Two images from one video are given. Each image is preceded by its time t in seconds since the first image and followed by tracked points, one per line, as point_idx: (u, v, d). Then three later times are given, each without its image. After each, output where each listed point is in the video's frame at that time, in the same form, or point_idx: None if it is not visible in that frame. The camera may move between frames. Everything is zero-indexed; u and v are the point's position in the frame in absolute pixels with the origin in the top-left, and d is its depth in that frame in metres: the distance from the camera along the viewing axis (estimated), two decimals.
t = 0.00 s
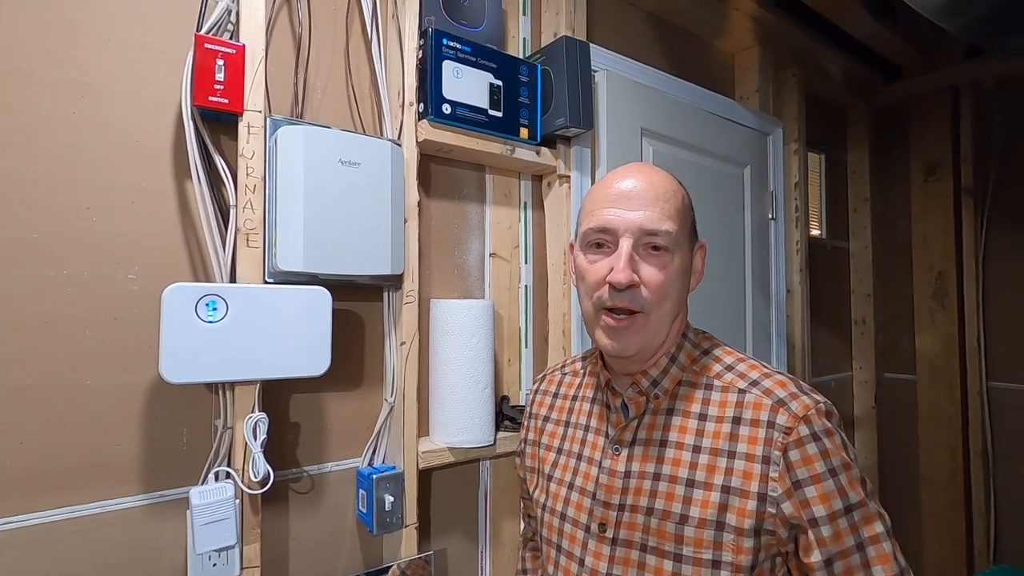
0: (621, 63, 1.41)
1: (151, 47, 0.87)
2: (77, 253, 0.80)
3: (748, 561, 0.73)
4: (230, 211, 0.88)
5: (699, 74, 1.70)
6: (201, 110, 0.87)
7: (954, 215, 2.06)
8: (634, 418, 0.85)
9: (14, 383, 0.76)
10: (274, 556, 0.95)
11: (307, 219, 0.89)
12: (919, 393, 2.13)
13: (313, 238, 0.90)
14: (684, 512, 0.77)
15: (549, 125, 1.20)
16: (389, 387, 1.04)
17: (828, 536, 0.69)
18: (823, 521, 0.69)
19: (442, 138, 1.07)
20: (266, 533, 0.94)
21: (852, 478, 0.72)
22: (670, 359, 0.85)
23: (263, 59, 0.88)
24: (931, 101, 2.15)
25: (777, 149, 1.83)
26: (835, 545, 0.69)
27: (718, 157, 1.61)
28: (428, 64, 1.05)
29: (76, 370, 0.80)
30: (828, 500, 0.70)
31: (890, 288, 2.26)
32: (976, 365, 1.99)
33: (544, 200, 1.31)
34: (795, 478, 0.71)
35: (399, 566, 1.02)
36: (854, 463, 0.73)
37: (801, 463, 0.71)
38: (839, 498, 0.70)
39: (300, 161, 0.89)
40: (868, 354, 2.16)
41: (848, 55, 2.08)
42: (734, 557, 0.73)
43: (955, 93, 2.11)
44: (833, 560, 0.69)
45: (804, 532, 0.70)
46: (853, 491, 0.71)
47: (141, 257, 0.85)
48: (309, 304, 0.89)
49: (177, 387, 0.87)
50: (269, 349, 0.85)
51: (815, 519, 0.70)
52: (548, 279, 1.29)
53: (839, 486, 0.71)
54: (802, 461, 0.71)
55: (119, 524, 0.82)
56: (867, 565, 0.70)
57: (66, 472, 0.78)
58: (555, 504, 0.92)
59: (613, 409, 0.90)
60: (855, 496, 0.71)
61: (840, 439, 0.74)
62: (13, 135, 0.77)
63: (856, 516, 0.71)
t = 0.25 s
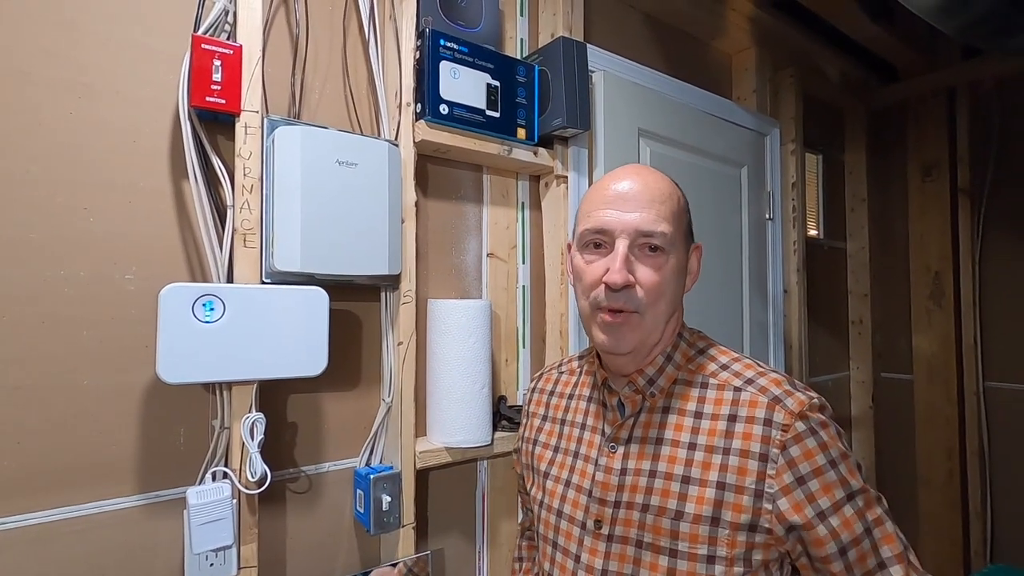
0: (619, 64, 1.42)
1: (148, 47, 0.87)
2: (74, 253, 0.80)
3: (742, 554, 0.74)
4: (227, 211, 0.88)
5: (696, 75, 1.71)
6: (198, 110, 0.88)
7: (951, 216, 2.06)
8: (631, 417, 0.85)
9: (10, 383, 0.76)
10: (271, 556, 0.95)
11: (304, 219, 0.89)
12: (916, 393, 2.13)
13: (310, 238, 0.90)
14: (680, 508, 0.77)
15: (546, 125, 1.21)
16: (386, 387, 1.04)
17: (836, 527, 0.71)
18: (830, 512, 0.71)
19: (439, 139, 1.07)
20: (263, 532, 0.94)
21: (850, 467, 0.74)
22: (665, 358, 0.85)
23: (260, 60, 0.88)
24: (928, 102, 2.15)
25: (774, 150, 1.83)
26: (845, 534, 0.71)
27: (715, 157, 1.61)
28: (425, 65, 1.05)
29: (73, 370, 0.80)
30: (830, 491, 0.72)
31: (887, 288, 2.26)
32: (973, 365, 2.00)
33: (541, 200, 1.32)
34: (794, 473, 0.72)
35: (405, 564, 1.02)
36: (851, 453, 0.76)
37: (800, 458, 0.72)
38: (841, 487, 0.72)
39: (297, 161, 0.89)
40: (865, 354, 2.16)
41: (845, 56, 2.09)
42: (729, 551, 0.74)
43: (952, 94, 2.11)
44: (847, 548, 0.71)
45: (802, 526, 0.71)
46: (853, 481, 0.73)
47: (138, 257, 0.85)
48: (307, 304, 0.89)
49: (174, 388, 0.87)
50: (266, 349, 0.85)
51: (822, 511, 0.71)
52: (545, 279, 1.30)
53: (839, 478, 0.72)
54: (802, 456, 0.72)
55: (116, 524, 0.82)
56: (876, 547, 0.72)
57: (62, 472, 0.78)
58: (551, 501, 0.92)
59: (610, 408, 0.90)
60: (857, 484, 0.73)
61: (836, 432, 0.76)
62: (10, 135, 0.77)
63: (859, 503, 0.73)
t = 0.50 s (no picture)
0: (619, 63, 1.42)
1: (150, 43, 0.87)
2: (74, 248, 0.80)
3: (743, 551, 0.74)
4: (227, 207, 0.88)
5: (696, 74, 1.71)
6: (199, 106, 0.88)
7: (949, 217, 2.06)
8: (633, 414, 0.86)
9: (10, 377, 0.76)
10: (269, 551, 0.95)
11: (304, 215, 0.89)
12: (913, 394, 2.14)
13: (310, 235, 0.90)
14: (681, 505, 0.77)
15: (547, 124, 1.21)
16: (385, 384, 1.04)
17: (835, 522, 0.72)
18: (829, 507, 0.72)
19: (440, 136, 1.07)
20: (261, 528, 0.94)
21: (850, 465, 0.75)
22: (668, 356, 0.86)
23: (262, 56, 0.88)
24: (928, 102, 2.14)
25: (773, 149, 1.83)
26: (844, 530, 0.72)
27: (716, 157, 1.61)
28: (426, 62, 1.05)
29: (73, 365, 0.80)
30: (830, 488, 0.73)
31: (885, 289, 2.26)
32: (970, 366, 2.00)
33: (541, 198, 1.32)
34: (795, 471, 0.73)
35: (397, 564, 1.02)
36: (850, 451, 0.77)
37: (802, 457, 0.73)
38: (840, 484, 0.73)
39: (298, 157, 0.89)
40: (864, 354, 2.16)
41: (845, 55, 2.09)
42: (729, 547, 0.74)
43: (952, 95, 2.11)
44: (847, 543, 0.72)
45: (802, 523, 0.72)
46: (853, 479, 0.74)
47: (138, 252, 0.85)
48: (306, 300, 0.89)
49: (173, 383, 0.87)
50: (266, 345, 0.85)
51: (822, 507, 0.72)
52: (545, 277, 1.30)
53: (838, 475, 0.74)
54: (804, 455, 0.73)
55: (115, 518, 0.82)
56: (875, 540, 0.73)
57: (62, 467, 0.79)
58: (551, 497, 0.92)
59: (612, 405, 0.90)
60: (856, 481, 0.75)
61: (835, 430, 0.77)
62: (11, 129, 0.77)
63: (858, 498, 0.74)
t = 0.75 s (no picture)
0: (619, 56, 1.41)
1: (146, 34, 0.87)
2: (71, 241, 0.80)
3: (745, 547, 0.74)
4: (225, 200, 0.88)
5: (696, 68, 1.70)
6: (196, 98, 0.87)
7: (948, 213, 2.06)
8: (636, 409, 0.85)
9: (7, 371, 0.76)
10: (268, 545, 0.95)
11: (303, 209, 0.89)
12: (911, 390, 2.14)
13: (309, 228, 0.90)
14: (683, 500, 0.77)
15: (546, 118, 1.20)
16: (383, 378, 1.04)
17: (833, 522, 0.72)
18: (827, 507, 0.72)
19: (438, 130, 1.07)
20: (260, 522, 0.94)
21: (852, 465, 0.75)
22: (673, 351, 0.85)
23: (259, 48, 0.88)
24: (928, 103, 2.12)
25: (773, 145, 1.83)
26: (839, 529, 0.72)
27: (715, 151, 1.61)
28: (425, 55, 1.04)
29: (70, 359, 0.80)
30: (830, 487, 0.72)
31: (884, 284, 2.27)
32: (968, 362, 2.01)
33: (540, 193, 1.31)
34: (797, 468, 0.73)
35: (387, 565, 1.03)
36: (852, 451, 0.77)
37: (803, 454, 0.73)
38: (841, 484, 0.73)
39: (296, 150, 0.89)
40: (862, 350, 2.17)
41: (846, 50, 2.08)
42: (731, 542, 0.74)
43: (952, 91, 2.10)
44: (842, 544, 0.72)
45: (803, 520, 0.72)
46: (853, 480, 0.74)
47: (135, 245, 0.85)
48: (304, 294, 0.89)
49: (171, 377, 0.87)
50: (265, 339, 0.85)
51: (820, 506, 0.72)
52: (544, 272, 1.30)
53: (839, 475, 0.73)
54: (806, 452, 0.73)
55: (114, 512, 0.82)
56: (870, 544, 0.73)
57: (59, 460, 0.78)
58: (552, 491, 0.92)
59: (615, 400, 0.90)
60: (856, 482, 0.74)
61: (838, 429, 0.77)
62: (6, 121, 0.76)
63: (857, 500, 0.74)
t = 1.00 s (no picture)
0: (617, 56, 1.41)
1: (143, 32, 0.87)
2: (68, 239, 0.80)
3: (742, 546, 0.74)
4: (222, 198, 0.88)
5: (694, 69, 1.70)
6: (193, 97, 0.87)
7: (944, 213, 2.07)
8: (636, 408, 0.86)
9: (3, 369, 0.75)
10: (265, 544, 0.95)
11: (300, 208, 0.89)
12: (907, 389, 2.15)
13: (306, 227, 0.89)
14: (682, 498, 0.78)
15: (544, 117, 1.20)
16: (380, 376, 1.04)
17: (819, 523, 0.72)
18: (813, 510, 0.72)
19: (436, 129, 1.07)
20: (257, 521, 0.94)
21: (848, 470, 0.74)
22: (672, 351, 0.86)
23: (256, 46, 0.88)
24: (924, 99, 2.14)
25: (770, 145, 1.83)
26: (823, 531, 0.72)
27: (712, 152, 1.61)
28: (423, 54, 1.04)
29: (66, 357, 0.80)
30: (822, 489, 0.72)
31: (880, 285, 2.27)
32: (963, 361, 2.01)
33: (538, 192, 1.31)
34: (792, 467, 0.73)
35: (383, 565, 1.02)
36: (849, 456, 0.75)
37: (797, 454, 0.73)
38: (833, 487, 0.72)
39: (294, 149, 0.89)
40: (859, 350, 2.17)
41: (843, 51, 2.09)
42: (728, 541, 0.74)
43: (949, 92, 2.11)
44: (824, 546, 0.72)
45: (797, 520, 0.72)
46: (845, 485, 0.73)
47: (132, 244, 0.85)
48: (301, 293, 0.89)
49: (168, 375, 0.87)
50: (262, 338, 0.85)
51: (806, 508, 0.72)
52: (541, 271, 1.30)
53: (832, 478, 0.73)
54: (799, 452, 0.73)
55: (110, 511, 0.82)
56: (857, 553, 0.72)
57: (55, 459, 0.78)
58: (551, 490, 0.92)
59: (614, 399, 0.90)
60: (848, 487, 0.73)
61: (837, 432, 0.76)
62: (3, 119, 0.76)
63: (849, 507, 0.72)
